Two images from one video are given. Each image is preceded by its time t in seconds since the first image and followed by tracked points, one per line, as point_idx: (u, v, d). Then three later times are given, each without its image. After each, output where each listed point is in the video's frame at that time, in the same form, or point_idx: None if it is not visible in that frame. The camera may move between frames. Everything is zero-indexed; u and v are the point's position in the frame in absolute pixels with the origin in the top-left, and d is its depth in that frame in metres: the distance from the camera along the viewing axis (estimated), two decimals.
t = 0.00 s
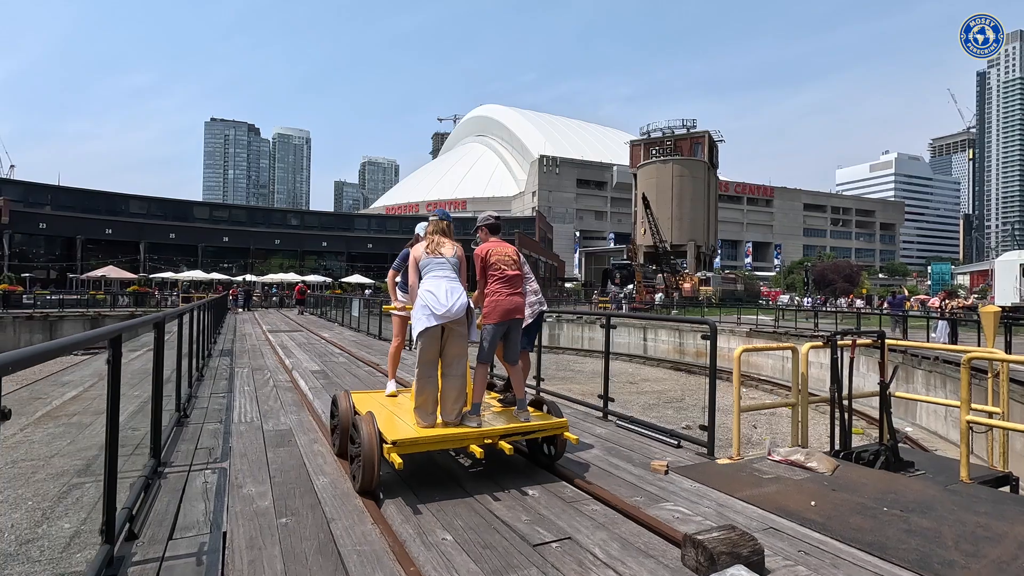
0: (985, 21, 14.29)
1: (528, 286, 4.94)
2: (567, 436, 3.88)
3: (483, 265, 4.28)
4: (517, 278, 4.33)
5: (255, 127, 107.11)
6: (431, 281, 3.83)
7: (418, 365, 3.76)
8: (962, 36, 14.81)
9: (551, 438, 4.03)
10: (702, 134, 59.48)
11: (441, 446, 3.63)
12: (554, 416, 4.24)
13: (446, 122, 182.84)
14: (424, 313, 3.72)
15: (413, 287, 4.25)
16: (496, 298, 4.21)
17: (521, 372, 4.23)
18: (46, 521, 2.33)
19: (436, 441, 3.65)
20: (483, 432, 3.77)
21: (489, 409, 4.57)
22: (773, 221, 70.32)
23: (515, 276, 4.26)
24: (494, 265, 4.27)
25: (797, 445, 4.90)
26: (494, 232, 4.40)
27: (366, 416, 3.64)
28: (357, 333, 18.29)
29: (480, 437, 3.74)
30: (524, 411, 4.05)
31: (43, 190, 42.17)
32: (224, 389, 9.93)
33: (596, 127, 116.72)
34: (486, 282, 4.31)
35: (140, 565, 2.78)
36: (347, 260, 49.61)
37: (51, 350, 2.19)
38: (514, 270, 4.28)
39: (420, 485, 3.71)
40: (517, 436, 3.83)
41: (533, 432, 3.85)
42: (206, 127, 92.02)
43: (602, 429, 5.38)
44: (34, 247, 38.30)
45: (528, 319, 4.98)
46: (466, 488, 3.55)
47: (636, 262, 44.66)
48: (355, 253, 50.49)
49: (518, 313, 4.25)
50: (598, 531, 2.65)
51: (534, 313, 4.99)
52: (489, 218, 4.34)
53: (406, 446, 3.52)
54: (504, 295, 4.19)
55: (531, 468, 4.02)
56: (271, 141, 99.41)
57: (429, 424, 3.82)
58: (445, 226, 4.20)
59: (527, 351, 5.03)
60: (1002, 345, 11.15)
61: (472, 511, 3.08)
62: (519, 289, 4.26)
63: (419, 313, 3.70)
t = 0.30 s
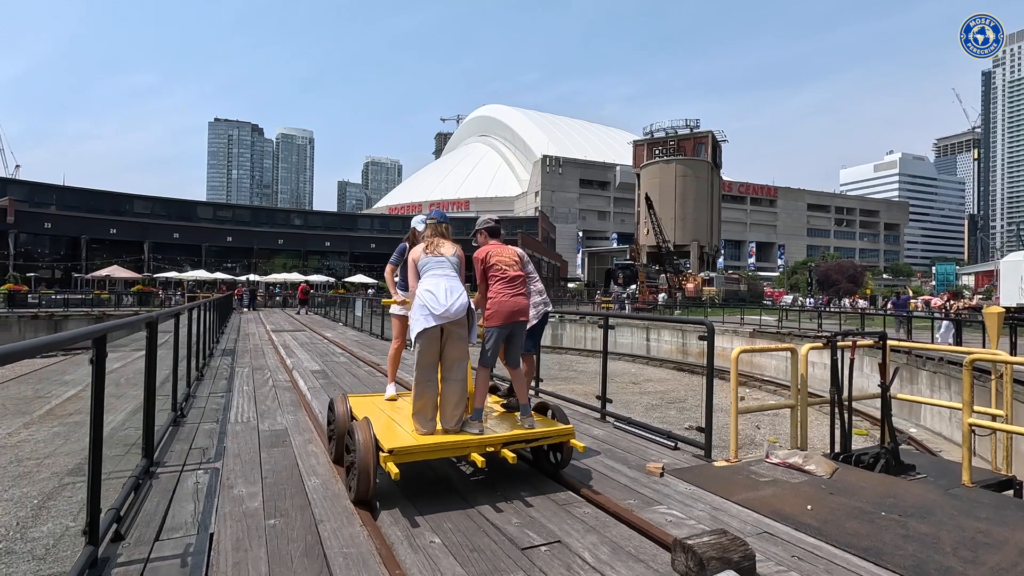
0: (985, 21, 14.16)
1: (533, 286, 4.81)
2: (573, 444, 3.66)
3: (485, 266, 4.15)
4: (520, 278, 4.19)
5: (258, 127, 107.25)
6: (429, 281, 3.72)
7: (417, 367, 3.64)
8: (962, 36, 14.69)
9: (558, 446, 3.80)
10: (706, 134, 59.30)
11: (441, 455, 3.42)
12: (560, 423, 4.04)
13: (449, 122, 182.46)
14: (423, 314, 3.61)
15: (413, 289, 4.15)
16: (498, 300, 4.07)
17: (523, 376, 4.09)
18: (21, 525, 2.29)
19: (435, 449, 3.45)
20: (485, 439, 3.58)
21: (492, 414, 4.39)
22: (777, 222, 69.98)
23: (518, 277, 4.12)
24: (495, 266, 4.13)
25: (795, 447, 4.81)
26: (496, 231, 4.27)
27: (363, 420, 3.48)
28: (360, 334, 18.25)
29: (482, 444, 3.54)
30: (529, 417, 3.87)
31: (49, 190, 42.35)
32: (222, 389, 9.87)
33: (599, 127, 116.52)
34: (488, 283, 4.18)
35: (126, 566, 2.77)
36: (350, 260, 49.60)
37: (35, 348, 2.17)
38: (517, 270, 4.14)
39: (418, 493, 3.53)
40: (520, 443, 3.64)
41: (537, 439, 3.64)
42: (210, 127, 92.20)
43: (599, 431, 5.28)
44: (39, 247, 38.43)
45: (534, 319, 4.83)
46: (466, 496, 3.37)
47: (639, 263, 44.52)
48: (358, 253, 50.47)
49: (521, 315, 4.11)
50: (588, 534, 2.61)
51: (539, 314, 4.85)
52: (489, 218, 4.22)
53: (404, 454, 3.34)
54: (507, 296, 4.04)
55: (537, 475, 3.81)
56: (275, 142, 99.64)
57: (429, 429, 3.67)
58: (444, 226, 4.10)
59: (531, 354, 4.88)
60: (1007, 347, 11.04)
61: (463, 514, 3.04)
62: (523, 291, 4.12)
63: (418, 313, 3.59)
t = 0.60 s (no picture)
0: (985, 21, 14.03)
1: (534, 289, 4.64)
2: (579, 452, 3.44)
3: (485, 266, 3.97)
4: (522, 280, 4.01)
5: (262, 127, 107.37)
6: (427, 281, 3.52)
7: (415, 371, 3.43)
8: (962, 36, 14.56)
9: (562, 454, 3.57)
10: (709, 134, 59.11)
11: (439, 463, 3.22)
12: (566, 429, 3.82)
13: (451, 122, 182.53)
14: (421, 315, 3.40)
15: (411, 291, 3.97)
16: (501, 302, 3.86)
17: (525, 381, 3.88)
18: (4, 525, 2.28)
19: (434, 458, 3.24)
20: (485, 446, 3.36)
21: (494, 419, 4.19)
22: (781, 222, 69.70)
23: (519, 278, 3.94)
24: (495, 267, 3.96)
25: (795, 449, 4.70)
26: (494, 234, 4.11)
27: (357, 428, 3.28)
28: (363, 333, 18.21)
29: (482, 452, 3.32)
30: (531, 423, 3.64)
31: (54, 190, 42.58)
32: (222, 389, 9.80)
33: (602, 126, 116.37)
34: (488, 287, 4.00)
35: (109, 567, 2.76)
36: (353, 260, 49.62)
37: (14, 346, 2.15)
38: (518, 271, 3.96)
39: (415, 501, 3.34)
40: (523, 450, 3.40)
41: (541, 446, 3.41)
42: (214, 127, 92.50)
43: (596, 432, 5.16)
44: (45, 247, 38.58)
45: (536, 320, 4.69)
46: (467, 507, 3.15)
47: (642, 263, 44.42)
48: (362, 253, 50.51)
49: (526, 317, 3.91)
50: (578, 537, 2.57)
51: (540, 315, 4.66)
52: (485, 223, 4.07)
53: (400, 462, 3.13)
54: (510, 297, 3.84)
55: (541, 483, 3.60)
56: (279, 142, 99.83)
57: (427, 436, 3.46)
58: (441, 228, 3.91)
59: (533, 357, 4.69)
60: (1013, 347, 10.92)
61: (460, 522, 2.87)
62: (525, 291, 3.94)
63: (414, 314, 3.39)
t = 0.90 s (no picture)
0: (985, 21, 13.87)
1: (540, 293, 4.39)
2: (581, 458, 3.27)
3: (486, 270, 3.68)
4: (527, 281, 3.73)
5: (267, 127, 107.56)
6: (422, 279, 3.30)
7: (410, 376, 3.21)
8: (962, 36, 14.40)
9: (565, 460, 3.36)
10: (713, 134, 58.89)
11: (436, 469, 3.04)
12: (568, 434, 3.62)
13: (454, 122, 182.11)
14: (415, 316, 3.19)
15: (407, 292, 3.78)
16: (503, 305, 3.55)
17: (529, 384, 3.63)
18: None
19: (430, 465, 3.04)
20: (483, 454, 3.16)
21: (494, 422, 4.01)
22: (785, 222, 69.40)
23: (524, 278, 3.65)
24: (495, 270, 3.66)
25: (795, 451, 4.59)
26: (494, 238, 3.85)
27: (351, 433, 3.11)
28: (367, 334, 18.16)
29: (480, 459, 3.13)
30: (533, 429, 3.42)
31: (60, 190, 42.81)
32: (222, 388, 9.75)
33: (606, 126, 116.18)
34: (489, 292, 3.71)
35: (94, 568, 2.75)
36: (357, 260, 49.61)
37: None
38: (520, 271, 3.66)
39: (411, 509, 3.16)
40: (523, 458, 3.23)
41: (542, 453, 3.24)
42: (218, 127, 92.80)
43: (593, 433, 5.00)
44: (50, 247, 38.69)
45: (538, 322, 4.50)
46: (463, 516, 3.00)
47: (646, 263, 44.36)
48: (366, 253, 50.50)
49: (530, 318, 3.61)
50: (569, 540, 2.52)
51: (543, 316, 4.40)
52: (485, 228, 3.84)
53: (394, 469, 2.95)
54: (512, 298, 3.55)
55: (543, 491, 3.40)
56: (283, 142, 100.05)
57: (423, 443, 3.26)
58: (440, 229, 3.73)
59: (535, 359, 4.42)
60: (1020, 348, 10.79)
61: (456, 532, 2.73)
62: (530, 291, 3.65)
63: (408, 314, 3.19)
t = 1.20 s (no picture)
0: (985, 21, 13.48)
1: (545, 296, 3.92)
2: (585, 466, 3.01)
3: (483, 269, 3.20)
4: (530, 279, 3.26)
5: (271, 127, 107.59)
6: (415, 277, 3.07)
7: (401, 377, 2.98)
8: (962, 36, 14.02)
9: (569, 467, 3.09)
10: (718, 134, 58.64)
11: (430, 477, 2.82)
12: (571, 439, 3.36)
13: (458, 122, 182.14)
14: (407, 314, 2.97)
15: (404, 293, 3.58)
16: (503, 303, 3.08)
17: (530, 388, 3.23)
18: None
19: (425, 472, 2.80)
20: (481, 460, 2.90)
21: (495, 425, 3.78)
22: (789, 222, 69.08)
23: (526, 277, 3.18)
24: (492, 268, 3.19)
25: (795, 454, 4.46)
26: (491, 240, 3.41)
27: (344, 438, 2.93)
28: (370, 334, 18.10)
29: (477, 466, 2.87)
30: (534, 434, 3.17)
31: (67, 191, 43.03)
32: (221, 388, 9.66)
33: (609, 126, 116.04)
34: (487, 293, 3.22)
35: (79, 567, 2.72)
36: (361, 260, 49.62)
37: None
38: (521, 267, 3.21)
39: (404, 516, 2.97)
40: (523, 464, 2.97)
41: (542, 459, 2.98)
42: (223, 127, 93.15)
43: (591, 433, 4.87)
44: (57, 247, 38.83)
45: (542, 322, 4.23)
46: (459, 524, 2.82)
47: (649, 262, 44.24)
48: (370, 253, 50.49)
49: (532, 319, 3.14)
50: (560, 543, 2.47)
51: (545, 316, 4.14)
52: (483, 231, 3.43)
53: (387, 476, 2.72)
54: (514, 296, 3.09)
55: (546, 500, 3.14)
56: (288, 142, 100.28)
57: (418, 448, 3.03)
58: (437, 229, 3.51)
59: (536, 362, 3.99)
60: None
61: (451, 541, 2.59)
62: (533, 290, 3.18)
63: (399, 313, 2.97)
